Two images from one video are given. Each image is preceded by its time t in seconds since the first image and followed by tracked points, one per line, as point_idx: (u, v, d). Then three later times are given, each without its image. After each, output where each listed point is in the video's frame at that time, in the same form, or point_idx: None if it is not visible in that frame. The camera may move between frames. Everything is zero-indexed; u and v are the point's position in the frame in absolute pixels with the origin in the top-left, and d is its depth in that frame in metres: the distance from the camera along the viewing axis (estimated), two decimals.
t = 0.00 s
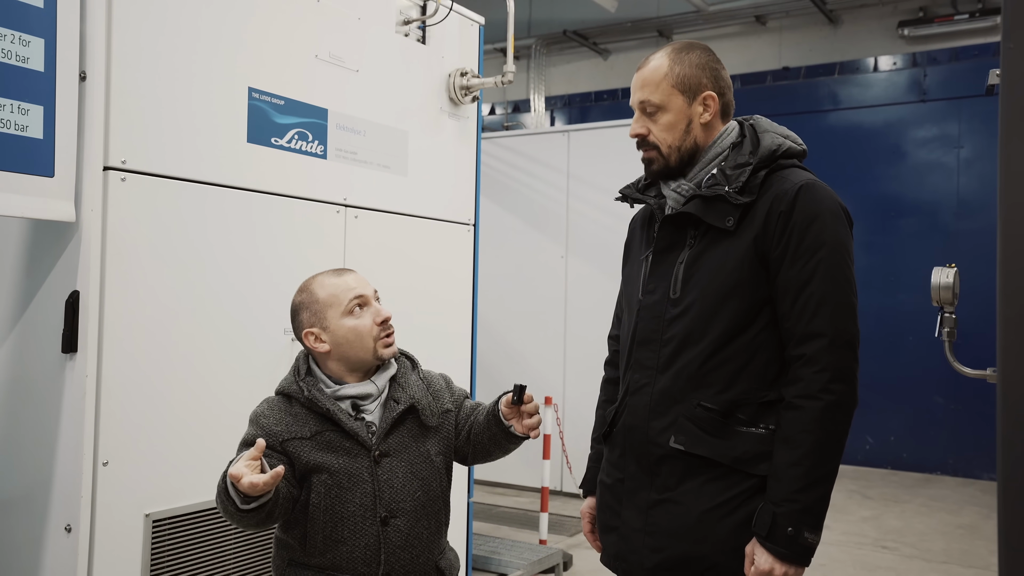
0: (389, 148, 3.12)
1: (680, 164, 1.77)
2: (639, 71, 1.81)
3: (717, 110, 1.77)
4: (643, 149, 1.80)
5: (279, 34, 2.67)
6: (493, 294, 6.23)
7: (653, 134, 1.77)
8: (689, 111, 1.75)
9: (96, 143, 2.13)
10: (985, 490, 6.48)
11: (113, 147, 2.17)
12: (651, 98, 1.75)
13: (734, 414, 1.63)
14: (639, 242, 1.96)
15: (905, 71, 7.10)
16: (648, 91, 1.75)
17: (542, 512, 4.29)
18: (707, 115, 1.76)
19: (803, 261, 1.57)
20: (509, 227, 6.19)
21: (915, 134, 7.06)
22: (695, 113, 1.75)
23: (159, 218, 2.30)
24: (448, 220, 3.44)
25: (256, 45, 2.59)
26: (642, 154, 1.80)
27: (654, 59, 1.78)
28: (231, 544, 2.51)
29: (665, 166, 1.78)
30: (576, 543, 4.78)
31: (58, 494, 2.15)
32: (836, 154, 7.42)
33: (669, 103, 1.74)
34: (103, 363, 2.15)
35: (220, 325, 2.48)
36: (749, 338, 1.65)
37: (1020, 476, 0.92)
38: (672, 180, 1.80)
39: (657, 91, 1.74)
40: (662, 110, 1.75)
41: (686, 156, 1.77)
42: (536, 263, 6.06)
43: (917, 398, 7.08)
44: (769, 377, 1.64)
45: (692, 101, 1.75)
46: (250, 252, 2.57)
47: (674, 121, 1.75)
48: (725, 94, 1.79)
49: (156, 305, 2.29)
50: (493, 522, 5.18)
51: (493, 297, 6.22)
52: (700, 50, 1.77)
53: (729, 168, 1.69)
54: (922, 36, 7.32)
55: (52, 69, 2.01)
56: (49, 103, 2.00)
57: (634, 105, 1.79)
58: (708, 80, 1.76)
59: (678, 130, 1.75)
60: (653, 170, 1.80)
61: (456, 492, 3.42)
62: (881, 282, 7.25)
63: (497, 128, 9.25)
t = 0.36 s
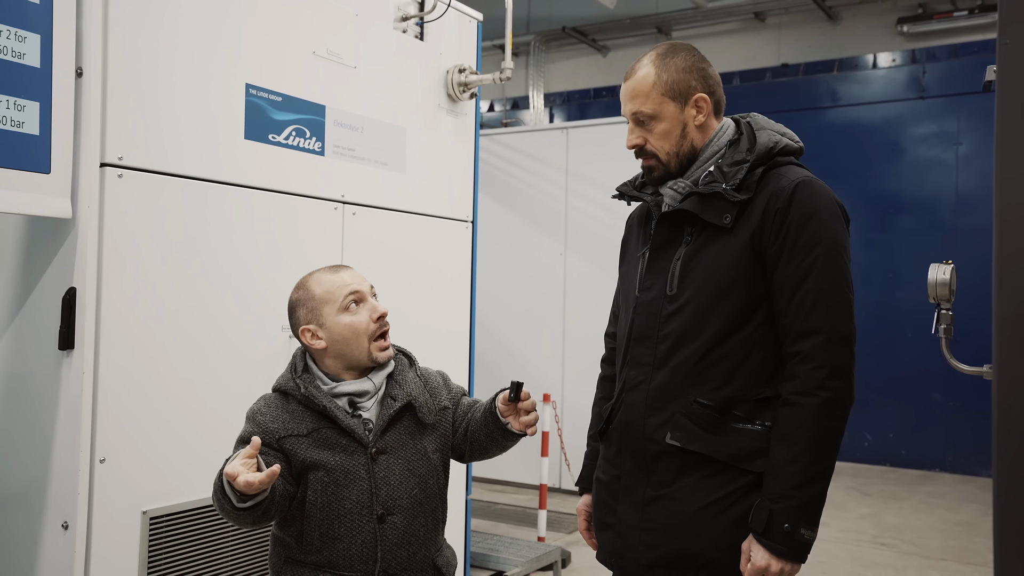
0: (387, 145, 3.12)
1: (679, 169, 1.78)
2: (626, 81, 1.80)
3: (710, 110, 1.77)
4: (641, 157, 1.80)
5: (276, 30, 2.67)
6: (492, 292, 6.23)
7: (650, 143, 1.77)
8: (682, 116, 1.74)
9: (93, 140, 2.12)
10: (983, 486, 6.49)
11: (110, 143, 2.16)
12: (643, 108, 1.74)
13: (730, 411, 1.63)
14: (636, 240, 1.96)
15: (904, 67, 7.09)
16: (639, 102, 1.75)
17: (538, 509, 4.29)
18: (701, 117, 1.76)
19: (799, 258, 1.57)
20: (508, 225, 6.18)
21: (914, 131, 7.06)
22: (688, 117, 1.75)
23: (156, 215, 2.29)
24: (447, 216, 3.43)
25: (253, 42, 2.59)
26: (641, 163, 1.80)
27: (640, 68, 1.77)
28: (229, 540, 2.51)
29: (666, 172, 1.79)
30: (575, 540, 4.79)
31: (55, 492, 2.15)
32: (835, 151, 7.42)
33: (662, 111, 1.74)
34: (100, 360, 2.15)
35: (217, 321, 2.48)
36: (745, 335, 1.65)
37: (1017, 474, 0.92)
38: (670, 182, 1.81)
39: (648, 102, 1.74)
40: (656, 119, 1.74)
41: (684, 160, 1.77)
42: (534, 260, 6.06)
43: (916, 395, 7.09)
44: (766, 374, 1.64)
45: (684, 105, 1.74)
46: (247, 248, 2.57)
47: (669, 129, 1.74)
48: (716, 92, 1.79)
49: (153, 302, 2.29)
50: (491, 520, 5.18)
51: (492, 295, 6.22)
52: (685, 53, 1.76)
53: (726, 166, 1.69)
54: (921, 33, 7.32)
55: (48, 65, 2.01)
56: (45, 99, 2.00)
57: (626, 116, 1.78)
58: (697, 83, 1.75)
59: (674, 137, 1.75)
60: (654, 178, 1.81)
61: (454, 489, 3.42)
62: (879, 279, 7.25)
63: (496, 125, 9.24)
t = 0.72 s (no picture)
0: (385, 145, 3.12)
1: (674, 166, 1.78)
2: (625, 75, 1.80)
3: (707, 108, 1.77)
4: (637, 153, 1.80)
5: (274, 31, 2.67)
6: (491, 292, 6.23)
7: (646, 138, 1.77)
8: (679, 112, 1.75)
9: (89, 140, 2.12)
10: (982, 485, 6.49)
11: (107, 144, 2.17)
12: (640, 103, 1.75)
13: (727, 410, 1.63)
14: (632, 240, 1.96)
15: (902, 66, 7.09)
16: (637, 97, 1.75)
17: (537, 509, 4.29)
18: (698, 114, 1.76)
19: (794, 257, 1.57)
20: (507, 225, 6.19)
21: (913, 129, 7.06)
22: (685, 113, 1.75)
23: (154, 216, 2.29)
24: (445, 216, 3.44)
25: (251, 43, 2.59)
26: (637, 157, 1.80)
27: (639, 62, 1.78)
28: (228, 541, 2.52)
29: (660, 168, 1.79)
30: (574, 540, 4.79)
31: (54, 492, 2.15)
32: (834, 150, 7.42)
33: (659, 106, 1.74)
34: (98, 362, 2.15)
35: (216, 322, 2.48)
36: (741, 333, 1.65)
37: (1012, 474, 0.92)
38: (665, 179, 1.81)
39: (645, 97, 1.74)
40: (653, 113, 1.74)
41: (679, 156, 1.77)
42: (533, 260, 6.07)
43: (915, 394, 7.10)
44: (762, 373, 1.64)
45: (681, 101, 1.74)
46: (245, 249, 2.57)
47: (665, 124, 1.75)
48: (714, 90, 1.79)
49: (151, 302, 2.29)
50: (491, 519, 5.19)
51: (491, 294, 6.22)
52: (684, 50, 1.76)
53: (721, 164, 1.68)
54: (919, 31, 7.32)
55: (45, 66, 2.01)
56: (42, 100, 2.00)
57: (623, 111, 1.78)
58: (695, 80, 1.75)
59: (670, 132, 1.75)
60: (649, 174, 1.80)
61: (454, 489, 3.42)
62: (878, 278, 7.25)
63: (495, 125, 9.23)
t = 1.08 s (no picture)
0: (385, 145, 3.12)
1: (670, 157, 1.77)
2: (633, 61, 1.80)
3: (709, 104, 1.77)
4: (634, 140, 1.80)
5: (274, 32, 2.67)
6: (491, 291, 6.23)
7: (644, 125, 1.76)
8: (680, 104, 1.74)
9: (89, 140, 2.12)
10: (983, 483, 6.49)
11: (107, 144, 2.17)
12: (644, 88, 1.74)
13: (724, 409, 1.63)
14: (631, 237, 1.96)
15: (903, 64, 7.08)
16: (641, 82, 1.75)
17: (539, 508, 4.28)
18: (699, 109, 1.76)
19: (792, 256, 1.57)
20: (507, 224, 6.19)
21: (913, 128, 7.06)
22: (686, 106, 1.75)
23: (153, 216, 2.29)
24: (445, 215, 3.44)
25: (251, 42, 2.59)
26: (634, 145, 1.80)
27: (649, 50, 1.78)
28: (229, 540, 2.52)
29: (656, 159, 1.78)
30: (575, 539, 4.79)
31: (54, 492, 2.15)
32: (835, 149, 7.41)
33: (662, 94, 1.74)
34: (97, 362, 2.15)
35: (215, 322, 2.48)
36: (739, 332, 1.65)
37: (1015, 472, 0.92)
38: (660, 171, 1.80)
39: (650, 82, 1.74)
40: (655, 101, 1.74)
41: (675, 149, 1.76)
42: (533, 259, 6.06)
43: (916, 392, 7.09)
44: (760, 371, 1.64)
45: (684, 93, 1.74)
46: (244, 249, 2.57)
47: (665, 113, 1.74)
48: (717, 88, 1.79)
49: (151, 302, 2.29)
50: (492, 518, 5.19)
51: (492, 294, 6.22)
52: (695, 43, 1.77)
53: (719, 162, 1.68)
54: (920, 29, 7.31)
55: (45, 66, 2.01)
56: (42, 100, 2.00)
57: (626, 95, 1.78)
58: (701, 73, 1.75)
59: (669, 122, 1.75)
60: (645, 164, 1.80)
61: (454, 487, 3.42)
62: (879, 276, 7.25)
63: (495, 124, 9.23)
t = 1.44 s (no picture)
0: (386, 135, 3.12)
1: (680, 154, 1.77)
2: (634, 58, 1.77)
3: (715, 98, 1.76)
4: (642, 139, 1.79)
5: (274, 22, 2.66)
6: (492, 282, 6.23)
7: (651, 124, 1.75)
8: (688, 102, 1.73)
9: (89, 131, 2.12)
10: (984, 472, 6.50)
11: (106, 135, 2.16)
12: (650, 88, 1.72)
13: (723, 397, 1.63)
14: (632, 224, 1.96)
15: (905, 53, 7.06)
16: (647, 82, 1.72)
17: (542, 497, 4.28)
18: (706, 104, 1.75)
19: (792, 246, 1.57)
20: (508, 215, 6.19)
21: (915, 117, 7.03)
22: (694, 103, 1.74)
23: (153, 206, 2.29)
24: (446, 206, 3.43)
25: (250, 32, 2.58)
26: (642, 144, 1.79)
27: (651, 47, 1.74)
28: (230, 529, 2.53)
29: (664, 157, 1.78)
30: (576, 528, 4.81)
31: (57, 482, 2.16)
32: (837, 139, 7.39)
33: (669, 94, 1.72)
34: (99, 352, 2.16)
35: (215, 312, 2.48)
36: (739, 320, 1.65)
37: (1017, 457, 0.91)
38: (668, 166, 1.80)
39: (657, 83, 1.71)
40: (662, 101, 1.73)
41: (684, 146, 1.76)
42: (534, 250, 6.06)
43: (917, 382, 7.10)
44: (758, 360, 1.64)
45: (691, 91, 1.73)
46: (244, 240, 2.57)
47: (674, 112, 1.73)
48: (723, 79, 1.77)
49: (152, 293, 2.29)
50: (493, 508, 5.20)
51: (493, 284, 6.22)
52: (698, 37, 1.74)
53: (721, 152, 1.68)
54: (922, 18, 7.28)
55: (43, 56, 2.01)
56: (40, 91, 2.00)
57: (630, 94, 1.76)
58: (707, 69, 1.73)
59: (678, 121, 1.74)
60: (653, 162, 1.79)
61: (455, 477, 3.43)
62: (880, 266, 7.24)
63: (496, 114, 9.22)
